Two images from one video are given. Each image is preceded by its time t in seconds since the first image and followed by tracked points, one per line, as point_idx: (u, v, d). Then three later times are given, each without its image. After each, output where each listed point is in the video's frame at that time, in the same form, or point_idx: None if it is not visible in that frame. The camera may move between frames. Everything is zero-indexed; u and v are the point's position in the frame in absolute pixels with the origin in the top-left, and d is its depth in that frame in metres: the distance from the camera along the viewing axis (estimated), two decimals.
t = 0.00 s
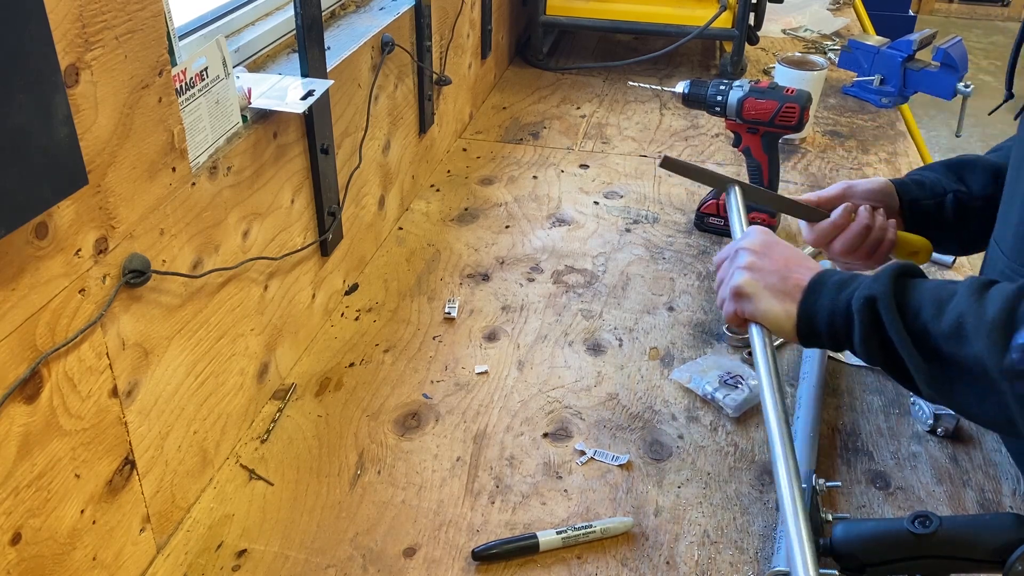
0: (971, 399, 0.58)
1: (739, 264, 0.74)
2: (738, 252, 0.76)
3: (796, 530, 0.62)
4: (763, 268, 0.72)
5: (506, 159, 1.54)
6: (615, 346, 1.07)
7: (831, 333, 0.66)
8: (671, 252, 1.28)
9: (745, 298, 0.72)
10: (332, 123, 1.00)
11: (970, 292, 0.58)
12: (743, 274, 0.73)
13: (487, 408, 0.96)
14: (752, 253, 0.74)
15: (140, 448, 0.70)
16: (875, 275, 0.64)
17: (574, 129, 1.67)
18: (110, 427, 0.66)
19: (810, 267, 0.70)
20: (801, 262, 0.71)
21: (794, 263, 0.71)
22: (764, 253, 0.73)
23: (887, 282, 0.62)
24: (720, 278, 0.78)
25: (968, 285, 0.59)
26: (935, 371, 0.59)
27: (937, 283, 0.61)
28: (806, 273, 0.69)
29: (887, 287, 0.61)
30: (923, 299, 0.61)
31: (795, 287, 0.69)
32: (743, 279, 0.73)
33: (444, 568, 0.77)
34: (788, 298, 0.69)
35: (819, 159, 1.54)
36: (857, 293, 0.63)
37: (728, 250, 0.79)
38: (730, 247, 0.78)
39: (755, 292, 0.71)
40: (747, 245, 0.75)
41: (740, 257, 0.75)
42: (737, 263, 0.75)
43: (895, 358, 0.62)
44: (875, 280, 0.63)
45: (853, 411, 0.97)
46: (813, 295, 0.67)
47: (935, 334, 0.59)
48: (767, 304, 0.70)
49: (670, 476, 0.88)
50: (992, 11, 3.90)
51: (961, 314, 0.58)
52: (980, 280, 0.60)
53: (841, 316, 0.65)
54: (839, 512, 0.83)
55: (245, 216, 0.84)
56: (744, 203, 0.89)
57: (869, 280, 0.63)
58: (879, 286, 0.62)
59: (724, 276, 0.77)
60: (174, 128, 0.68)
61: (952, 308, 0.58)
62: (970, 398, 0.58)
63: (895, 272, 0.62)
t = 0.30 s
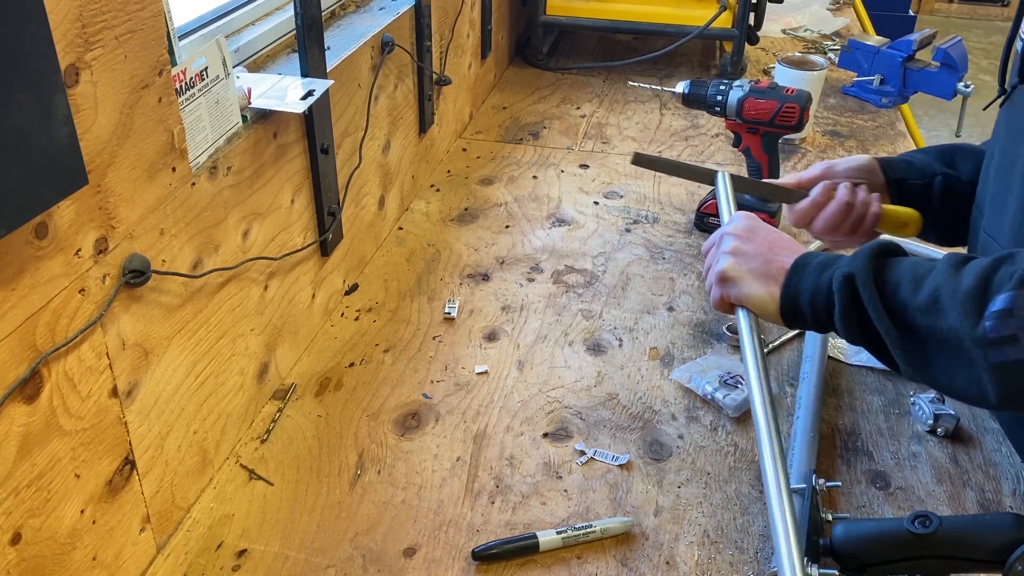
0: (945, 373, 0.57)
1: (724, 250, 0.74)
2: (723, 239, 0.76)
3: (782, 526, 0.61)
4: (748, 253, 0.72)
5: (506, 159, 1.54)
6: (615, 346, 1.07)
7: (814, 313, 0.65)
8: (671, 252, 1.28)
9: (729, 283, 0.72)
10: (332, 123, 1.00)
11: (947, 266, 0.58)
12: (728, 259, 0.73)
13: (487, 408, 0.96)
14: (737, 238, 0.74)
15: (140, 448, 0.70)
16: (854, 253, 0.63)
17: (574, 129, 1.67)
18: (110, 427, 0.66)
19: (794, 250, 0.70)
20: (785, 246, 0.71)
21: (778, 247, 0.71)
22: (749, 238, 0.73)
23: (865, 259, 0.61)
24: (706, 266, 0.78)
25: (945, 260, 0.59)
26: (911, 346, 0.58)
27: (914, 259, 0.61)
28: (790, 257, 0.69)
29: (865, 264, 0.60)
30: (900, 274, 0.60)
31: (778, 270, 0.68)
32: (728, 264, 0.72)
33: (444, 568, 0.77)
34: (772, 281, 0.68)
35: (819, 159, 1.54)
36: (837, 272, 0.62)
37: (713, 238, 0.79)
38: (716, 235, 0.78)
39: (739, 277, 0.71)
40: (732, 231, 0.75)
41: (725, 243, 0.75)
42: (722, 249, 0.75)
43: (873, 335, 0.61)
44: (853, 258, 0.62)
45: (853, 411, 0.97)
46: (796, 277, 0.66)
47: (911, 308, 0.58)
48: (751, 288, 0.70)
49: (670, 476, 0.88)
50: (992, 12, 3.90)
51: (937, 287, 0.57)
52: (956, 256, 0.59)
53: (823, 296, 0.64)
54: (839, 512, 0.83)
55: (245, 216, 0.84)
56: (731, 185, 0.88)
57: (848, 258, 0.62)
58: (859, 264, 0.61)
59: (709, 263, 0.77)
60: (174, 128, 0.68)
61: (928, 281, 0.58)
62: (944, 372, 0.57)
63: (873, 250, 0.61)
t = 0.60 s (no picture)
0: (950, 363, 0.57)
1: (725, 255, 0.75)
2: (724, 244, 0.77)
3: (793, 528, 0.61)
4: (747, 255, 0.73)
5: (506, 159, 1.54)
6: (615, 346, 1.07)
7: (818, 304, 0.65)
8: (671, 252, 1.28)
9: (733, 286, 0.73)
10: (332, 123, 1.00)
11: (951, 255, 0.58)
12: (729, 263, 0.74)
13: (487, 408, 0.96)
14: (735, 242, 0.75)
15: (140, 449, 0.70)
16: (858, 244, 0.63)
17: (574, 129, 1.67)
18: (110, 427, 0.66)
19: (792, 244, 0.70)
20: (784, 241, 0.71)
21: (776, 243, 0.71)
22: (746, 240, 0.74)
23: (868, 249, 0.61)
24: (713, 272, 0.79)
25: (949, 250, 0.59)
26: (915, 336, 0.58)
27: (919, 249, 0.61)
28: (788, 251, 0.69)
29: (868, 254, 0.61)
30: (905, 264, 0.60)
31: (777, 266, 0.69)
32: (729, 269, 0.74)
33: (444, 568, 0.77)
34: (772, 279, 0.69)
35: (819, 159, 1.54)
36: (840, 263, 0.62)
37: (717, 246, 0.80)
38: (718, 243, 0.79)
39: (740, 278, 0.72)
40: (730, 235, 0.76)
41: (726, 247, 0.76)
42: (722, 255, 0.76)
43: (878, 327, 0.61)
44: (857, 249, 0.62)
45: (853, 411, 0.97)
46: (801, 270, 0.66)
47: (915, 298, 0.58)
48: (753, 287, 0.70)
49: (670, 476, 0.88)
50: (992, 12, 3.90)
51: (941, 276, 0.57)
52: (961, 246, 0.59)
53: (826, 287, 0.64)
54: (839, 512, 0.83)
55: (245, 216, 0.84)
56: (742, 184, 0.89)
57: (851, 249, 0.63)
58: (862, 254, 0.61)
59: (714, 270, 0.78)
60: (174, 128, 0.68)
61: (933, 271, 0.58)
62: (948, 362, 0.57)
63: (877, 241, 0.62)
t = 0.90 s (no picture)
0: (951, 378, 0.57)
1: (737, 247, 0.76)
2: (736, 236, 0.78)
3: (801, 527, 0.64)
4: (759, 250, 0.73)
5: (506, 159, 1.54)
6: (615, 346, 1.07)
7: (826, 308, 0.66)
8: (671, 252, 1.28)
9: (744, 279, 0.74)
10: (332, 123, 1.00)
11: (959, 271, 0.58)
12: (741, 256, 0.74)
13: (487, 408, 0.96)
14: (749, 235, 0.75)
15: (140, 449, 0.70)
16: (869, 251, 0.63)
17: (574, 129, 1.67)
18: (110, 427, 0.66)
19: (806, 244, 0.71)
20: (797, 240, 0.72)
21: (790, 241, 0.72)
22: (760, 234, 0.74)
23: (877, 259, 0.61)
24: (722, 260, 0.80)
25: (958, 264, 0.59)
26: (918, 350, 0.59)
27: (929, 260, 0.61)
28: (801, 251, 0.70)
29: (877, 264, 0.61)
30: (912, 276, 0.60)
31: (789, 265, 0.70)
32: (741, 262, 0.74)
33: (444, 568, 0.77)
34: (784, 276, 0.70)
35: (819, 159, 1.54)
36: (850, 270, 0.63)
37: (728, 236, 0.80)
38: (729, 233, 0.80)
39: (752, 272, 0.73)
40: (744, 228, 0.76)
41: (738, 240, 0.76)
42: (734, 247, 0.76)
43: (883, 335, 0.62)
44: (867, 257, 0.62)
45: (853, 411, 0.97)
46: (811, 272, 0.67)
47: (920, 312, 0.58)
48: (764, 284, 0.71)
49: (670, 476, 0.88)
50: (992, 12, 3.90)
51: (946, 293, 0.57)
52: (970, 260, 0.59)
53: (835, 292, 0.64)
54: (839, 512, 0.83)
55: (245, 216, 0.84)
56: (750, 194, 0.96)
57: (862, 257, 0.63)
58: (871, 263, 0.61)
59: (724, 259, 0.79)
60: (174, 128, 0.68)
61: (939, 286, 0.58)
62: (949, 378, 0.57)
63: (887, 250, 0.62)
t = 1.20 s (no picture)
0: (966, 384, 0.59)
1: (752, 246, 0.76)
2: (749, 231, 0.78)
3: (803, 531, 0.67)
4: (776, 253, 0.74)
5: (506, 159, 1.54)
6: (615, 346, 1.07)
7: (835, 315, 0.68)
8: (671, 252, 1.28)
9: (755, 280, 0.75)
10: (332, 123, 1.00)
11: (968, 279, 0.60)
12: (756, 256, 0.75)
13: (487, 408, 0.96)
14: (765, 236, 0.75)
15: (140, 449, 0.70)
16: (877, 261, 0.65)
17: (574, 129, 1.67)
18: (110, 427, 0.66)
19: (821, 251, 0.72)
20: (813, 245, 0.73)
21: (806, 244, 0.73)
22: (777, 236, 0.74)
23: (886, 268, 0.63)
24: (727, 245, 0.80)
25: (967, 271, 0.61)
26: (932, 356, 0.61)
27: (938, 269, 0.63)
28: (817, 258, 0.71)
29: (886, 274, 0.63)
30: (923, 285, 0.62)
31: (804, 273, 0.71)
32: (755, 262, 0.75)
33: (444, 568, 0.77)
34: (795, 281, 0.71)
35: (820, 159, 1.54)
36: (859, 280, 0.65)
37: (739, 227, 0.80)
38: (742, 224, 0.80)
39: (764, 272, 0.74)
40: (759, 225, 0.76)
41: (751, 235, 0.77)
42: (749, 244, 0.76)
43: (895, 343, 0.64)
44: (876, 266, 0.65)
45: (853, 411, 0.97)
46: (821, 279, 0.69)
47: (933, 320, 0.61)
48: (777, 288, 0.73)
49: (670, 476, 0.88)
50: (992, 12, 3.90)
51: (957, 301, 0.59)
52: (980, 267, 0.61)
53: (845, 301, 0.67)
54: (839, 512, 0.83)
55: (245, 216, 0.84)
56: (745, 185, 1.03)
57: (871, 266, 0.65)
58: (880, 273, 0.63)
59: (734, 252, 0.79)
60: (174, 128, 0.68)
61: (950, 295, 0.60)
62: (964, 383, 0.59)
63: (895, 259, 0.64)
